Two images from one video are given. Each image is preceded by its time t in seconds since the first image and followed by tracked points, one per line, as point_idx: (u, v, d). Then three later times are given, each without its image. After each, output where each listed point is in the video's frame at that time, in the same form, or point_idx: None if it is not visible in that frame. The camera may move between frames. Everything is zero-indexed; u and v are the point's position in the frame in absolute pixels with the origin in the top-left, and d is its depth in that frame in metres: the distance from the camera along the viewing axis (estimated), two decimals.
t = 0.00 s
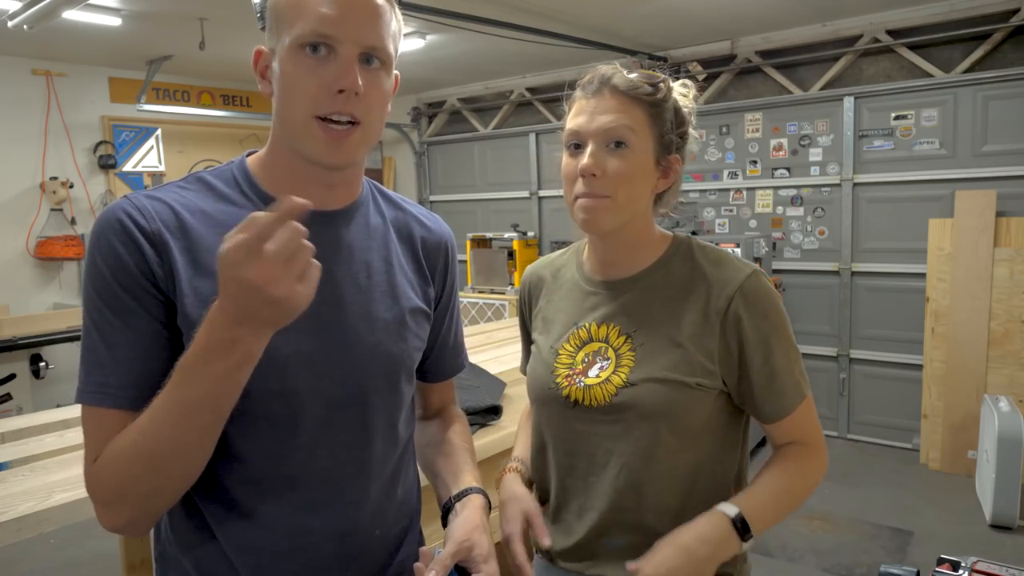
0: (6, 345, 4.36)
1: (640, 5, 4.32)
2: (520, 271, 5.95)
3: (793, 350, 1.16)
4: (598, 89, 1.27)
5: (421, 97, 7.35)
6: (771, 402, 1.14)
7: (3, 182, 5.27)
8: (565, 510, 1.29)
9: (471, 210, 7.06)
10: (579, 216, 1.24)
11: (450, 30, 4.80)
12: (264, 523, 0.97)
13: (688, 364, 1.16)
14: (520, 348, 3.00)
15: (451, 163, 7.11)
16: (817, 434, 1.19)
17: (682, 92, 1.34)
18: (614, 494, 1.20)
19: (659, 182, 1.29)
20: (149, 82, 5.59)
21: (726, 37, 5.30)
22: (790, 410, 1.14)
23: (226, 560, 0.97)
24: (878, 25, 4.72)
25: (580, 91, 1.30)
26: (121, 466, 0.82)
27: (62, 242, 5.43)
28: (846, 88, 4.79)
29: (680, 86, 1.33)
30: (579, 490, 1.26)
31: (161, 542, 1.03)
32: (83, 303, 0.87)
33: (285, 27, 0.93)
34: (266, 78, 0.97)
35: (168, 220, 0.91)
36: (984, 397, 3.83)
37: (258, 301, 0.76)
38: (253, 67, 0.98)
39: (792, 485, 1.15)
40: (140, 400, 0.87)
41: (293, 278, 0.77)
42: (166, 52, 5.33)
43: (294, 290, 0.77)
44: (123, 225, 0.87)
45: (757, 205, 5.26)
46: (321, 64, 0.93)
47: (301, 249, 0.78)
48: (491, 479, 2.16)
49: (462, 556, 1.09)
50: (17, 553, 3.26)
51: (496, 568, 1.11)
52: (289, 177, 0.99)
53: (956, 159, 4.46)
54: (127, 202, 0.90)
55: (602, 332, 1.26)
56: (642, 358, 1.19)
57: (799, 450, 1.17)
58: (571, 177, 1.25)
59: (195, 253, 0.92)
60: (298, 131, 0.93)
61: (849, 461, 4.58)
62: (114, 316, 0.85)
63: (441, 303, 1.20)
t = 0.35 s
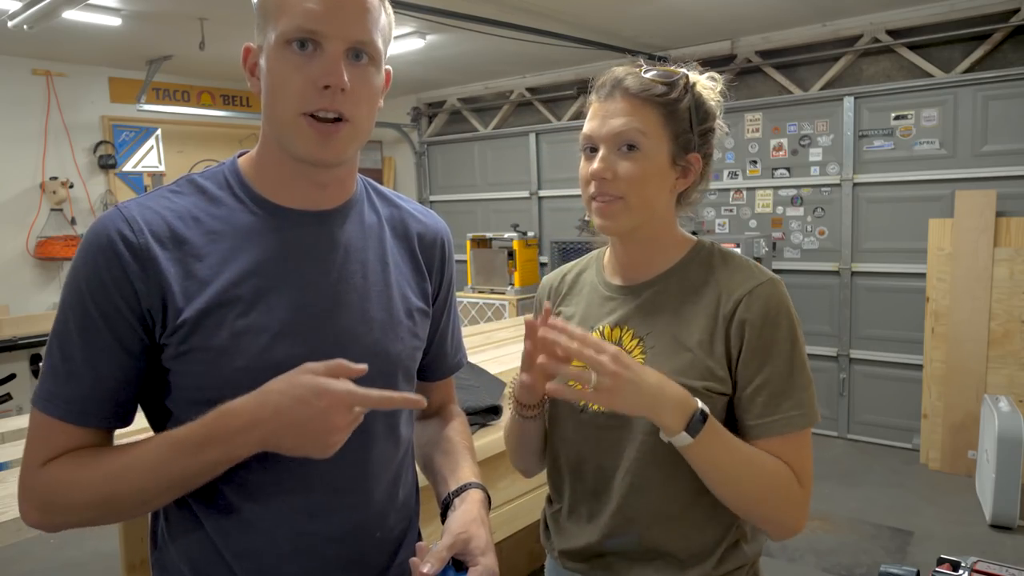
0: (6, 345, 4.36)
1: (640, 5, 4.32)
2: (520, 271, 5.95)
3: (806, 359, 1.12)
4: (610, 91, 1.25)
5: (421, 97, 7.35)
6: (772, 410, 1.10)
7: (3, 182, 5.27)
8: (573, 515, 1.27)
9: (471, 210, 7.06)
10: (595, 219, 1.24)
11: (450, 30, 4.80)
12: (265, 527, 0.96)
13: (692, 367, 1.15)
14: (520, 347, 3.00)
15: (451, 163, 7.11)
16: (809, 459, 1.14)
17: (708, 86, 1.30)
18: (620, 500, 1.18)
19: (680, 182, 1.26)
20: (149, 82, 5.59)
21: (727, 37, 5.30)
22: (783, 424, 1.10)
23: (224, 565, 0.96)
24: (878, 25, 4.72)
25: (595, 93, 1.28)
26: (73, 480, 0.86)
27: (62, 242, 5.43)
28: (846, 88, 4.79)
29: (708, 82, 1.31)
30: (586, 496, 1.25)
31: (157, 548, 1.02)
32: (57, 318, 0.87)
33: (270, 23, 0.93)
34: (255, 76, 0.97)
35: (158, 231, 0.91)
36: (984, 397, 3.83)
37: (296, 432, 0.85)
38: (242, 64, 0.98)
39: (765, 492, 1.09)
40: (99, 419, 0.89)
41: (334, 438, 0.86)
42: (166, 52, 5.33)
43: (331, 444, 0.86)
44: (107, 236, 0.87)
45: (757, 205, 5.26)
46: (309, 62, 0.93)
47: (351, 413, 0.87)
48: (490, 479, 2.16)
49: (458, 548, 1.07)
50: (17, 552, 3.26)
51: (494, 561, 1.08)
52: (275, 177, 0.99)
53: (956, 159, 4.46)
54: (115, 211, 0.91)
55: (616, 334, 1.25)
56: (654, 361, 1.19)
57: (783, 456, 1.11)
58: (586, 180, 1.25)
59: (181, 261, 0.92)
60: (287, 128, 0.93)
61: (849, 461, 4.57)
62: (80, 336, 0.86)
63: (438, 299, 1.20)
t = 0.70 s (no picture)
0: (6, 345, 4.36)
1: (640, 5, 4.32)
2: (520, 271, 5.95)
3: (797, 362, 1.12)
4: (617, 91, 1.25)
5: (421, 97, 7.35)
6: (758, 411, 1.09)
7: (3, 182, 5.27)
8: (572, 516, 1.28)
9: (471, 210, 7.06)
10: (594, 217, 1.24)
11: (450, 30, 4.80)
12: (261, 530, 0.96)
13: (689, 367, 1.15)
14: (520, 347, 3.00)
15: (451, 163, 7.11)
16: (787, 474, 1.13)
17: (717, 91, 1.29)
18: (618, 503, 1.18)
19: (682, 183, 1.25)
20: (149, 82, 5.59)
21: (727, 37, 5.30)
22: (762, 428, 1.09)
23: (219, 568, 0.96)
24: (878, 25, 4.72)
25: (601, 93, 1.28)
26: (64, 488, 0.87)
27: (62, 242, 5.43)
28: (846, 88, 4.79)
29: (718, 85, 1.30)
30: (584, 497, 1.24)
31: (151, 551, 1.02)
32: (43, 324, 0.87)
33: (268, 23, 0.92)
34: (246, 74, 0.96)
35: (144, 233, 0.91)
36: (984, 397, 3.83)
37: (278, 464, 0.86)
38: (230, 60, 0.97)
39: (728, 488, 1.08)
40: (82, 424, 0.89)
41: (318, 470, 0.87)
42: (166, 52, 5.33)
43: (314, 475, 0.87)
44: (91, 241, 0.87)
45: (757, 205, 5.26)
46: (307, 63, 0.92)
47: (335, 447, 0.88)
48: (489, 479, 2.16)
49: (436, 562, 1.06)
50: (17, 552, 3.27)
51: (471, 574, 1.07)
52: (265, 179, 0.99)
53: (956, 159, 4.46)
54: (100, 215, 0.90)
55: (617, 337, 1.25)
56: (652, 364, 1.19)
57: (754, 460, 1.10)
58: (587, 178, 1.25)
59: (166, 264, 0.91)
60: (283, 132, 0.93)
61: (849, 461, 4.58)
62: (62, 344, 0.85)
63: (431, 299, 1.20)
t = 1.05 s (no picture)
0: (7, 345, 4.37)
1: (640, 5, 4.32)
2: (519, 272, 5.94)
3: (788, 362, 1.11)
4: (615, 91, 1.25)
5: (421, 97, 7.34)
6: (747, 408, 1.08)
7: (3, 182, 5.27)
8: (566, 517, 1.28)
9: (471, 211, 7.07)
10: (591, 217, 1.24)
11: (450, 30, 4.80)
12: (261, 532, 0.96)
13: (682, 365, 1.15)
14: (519, 347, 3.00)
15: (451, 163, 7.12)
16: (778, 475, 1.12)
17: (716, 95, 1.29)
18: (615, 502, 1.18)
19: (678, 185, 1.25)
20: (149, 82, 5.59)
21: (727, 37, 5.31)
22: (751, 425, 1.08)
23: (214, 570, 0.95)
24: (878, 25, 4.72)
25: (600, 94, 1.28)
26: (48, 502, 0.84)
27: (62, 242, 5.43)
28: (847, 88, 4.79)
29: (716, 90, 1.31)
30: (580, 497, 1.24)
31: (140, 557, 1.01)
32: (25, 333, 0.85)
33: (282, 18, 0.90)
34: (240, 68, 0.93)
35: (129, 236, 0.89)
36: (984, 397, 3.83)
37: (236, 458, 0.79)
38: (221, 51, 0.93)
39: (710, 483, 1.07)
40: (67, 434, 0.87)
41: (283, 460, 0.81)
42: (166, 52, 5.33)
43: (273, 466, 0.80)
44: (73, 245, 0.85)
45: (757, 206, 5.26)
46: (328, 65, 0.92)
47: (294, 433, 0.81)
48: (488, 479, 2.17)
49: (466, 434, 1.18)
50: (16, 552, 3.27)
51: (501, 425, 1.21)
52: (259, 175, 0.98)
53: (956, 159, 4.46)
54: (81, 218, 0.88)
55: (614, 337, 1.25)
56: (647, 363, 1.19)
57: (744, 459, 1.08)
58: (584, 178, 1.25)
59: (154, 267, 0.90)
60: (302, 134, 0.92)
61: (849, 461, 4.57)
62: (47, 353, 0.84)
63: (414, 296, 1.21)
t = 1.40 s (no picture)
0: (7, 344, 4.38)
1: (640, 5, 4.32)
2: (519, 272, 5.94)
3: (781, 363, 1.11)
4: (613, 93, 1.25)
5: (421, 97, 7.34)
6: (740, 408, 1.08)
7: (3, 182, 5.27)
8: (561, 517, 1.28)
9: (472, 210, 7.06)
10: (589, 218, 1.24)
11: (450, 30, 4.80)
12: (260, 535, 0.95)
13: (676, 365, 1.16)
14: (519, 347, 3.00)
15: (451, 164, 7.11)
16: (771, 475, 1.12)
17: (714, 96, 1.29)
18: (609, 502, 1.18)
19: (675, 186, 1.25)
20: (149, 82, 5.59)
21: (727, 37, 5.31)
22: (745, 425, 1.07)
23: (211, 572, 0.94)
24: (878, 25, 4.72)
25: (598, 95, 1.28)
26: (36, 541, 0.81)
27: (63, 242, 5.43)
28: (847, 88, 4.79)
29: (714, 91, 1.30)
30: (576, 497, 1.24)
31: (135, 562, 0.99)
32: None
33: (317, 26, 0.90)
34: (257, 64, 0.91)
35: (120, 251, 0.86)
36: (984, 398, 3.83)
37: (275, 505, 0.81)
38: (239, 43, 0.90)
39: (702, 481, 1.07)
40: (48, 462, 0.83)
41: (321, 512, 0.83)
42: (166, 52, 5.33)
43: (314, 517, 0.82)
44: (56, 262, 0.81)
45: (757, 206, 5.26)
46: (350, 74, 0.94)
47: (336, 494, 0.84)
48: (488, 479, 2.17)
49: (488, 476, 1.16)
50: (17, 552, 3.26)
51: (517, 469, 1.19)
52: (255, 175, 0.96)
53: (956, 159, 4.46)
54: (58, 231, 0.84)
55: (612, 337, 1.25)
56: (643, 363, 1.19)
57: (737, 458, 1.08)
58: (580, 179, 1.25)
59: (143, 281, 0.87)
60: (320, 140, 0.93)
61: (849, 461, 4.57)
62: (26, 378, 0.79)
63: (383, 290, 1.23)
